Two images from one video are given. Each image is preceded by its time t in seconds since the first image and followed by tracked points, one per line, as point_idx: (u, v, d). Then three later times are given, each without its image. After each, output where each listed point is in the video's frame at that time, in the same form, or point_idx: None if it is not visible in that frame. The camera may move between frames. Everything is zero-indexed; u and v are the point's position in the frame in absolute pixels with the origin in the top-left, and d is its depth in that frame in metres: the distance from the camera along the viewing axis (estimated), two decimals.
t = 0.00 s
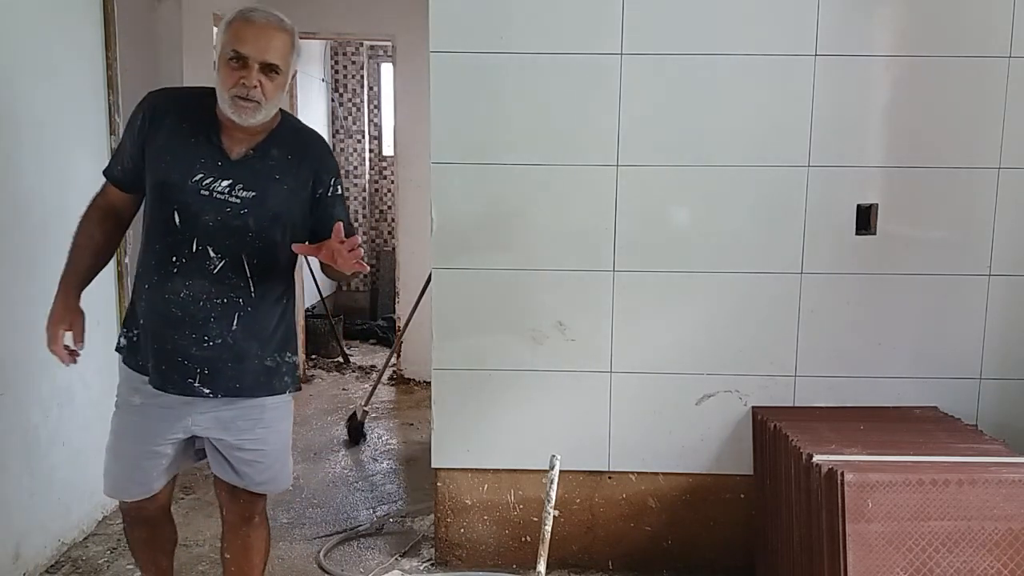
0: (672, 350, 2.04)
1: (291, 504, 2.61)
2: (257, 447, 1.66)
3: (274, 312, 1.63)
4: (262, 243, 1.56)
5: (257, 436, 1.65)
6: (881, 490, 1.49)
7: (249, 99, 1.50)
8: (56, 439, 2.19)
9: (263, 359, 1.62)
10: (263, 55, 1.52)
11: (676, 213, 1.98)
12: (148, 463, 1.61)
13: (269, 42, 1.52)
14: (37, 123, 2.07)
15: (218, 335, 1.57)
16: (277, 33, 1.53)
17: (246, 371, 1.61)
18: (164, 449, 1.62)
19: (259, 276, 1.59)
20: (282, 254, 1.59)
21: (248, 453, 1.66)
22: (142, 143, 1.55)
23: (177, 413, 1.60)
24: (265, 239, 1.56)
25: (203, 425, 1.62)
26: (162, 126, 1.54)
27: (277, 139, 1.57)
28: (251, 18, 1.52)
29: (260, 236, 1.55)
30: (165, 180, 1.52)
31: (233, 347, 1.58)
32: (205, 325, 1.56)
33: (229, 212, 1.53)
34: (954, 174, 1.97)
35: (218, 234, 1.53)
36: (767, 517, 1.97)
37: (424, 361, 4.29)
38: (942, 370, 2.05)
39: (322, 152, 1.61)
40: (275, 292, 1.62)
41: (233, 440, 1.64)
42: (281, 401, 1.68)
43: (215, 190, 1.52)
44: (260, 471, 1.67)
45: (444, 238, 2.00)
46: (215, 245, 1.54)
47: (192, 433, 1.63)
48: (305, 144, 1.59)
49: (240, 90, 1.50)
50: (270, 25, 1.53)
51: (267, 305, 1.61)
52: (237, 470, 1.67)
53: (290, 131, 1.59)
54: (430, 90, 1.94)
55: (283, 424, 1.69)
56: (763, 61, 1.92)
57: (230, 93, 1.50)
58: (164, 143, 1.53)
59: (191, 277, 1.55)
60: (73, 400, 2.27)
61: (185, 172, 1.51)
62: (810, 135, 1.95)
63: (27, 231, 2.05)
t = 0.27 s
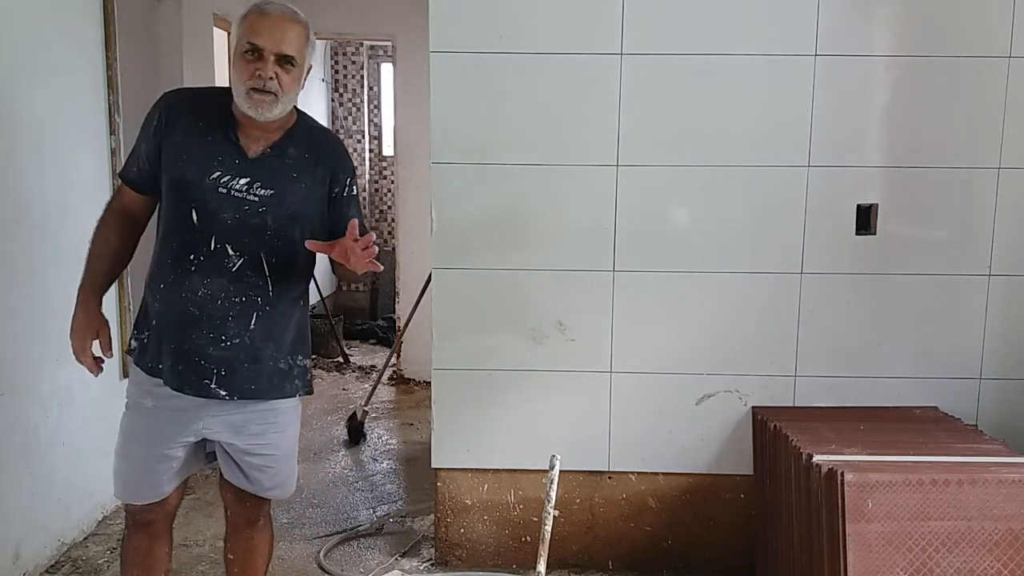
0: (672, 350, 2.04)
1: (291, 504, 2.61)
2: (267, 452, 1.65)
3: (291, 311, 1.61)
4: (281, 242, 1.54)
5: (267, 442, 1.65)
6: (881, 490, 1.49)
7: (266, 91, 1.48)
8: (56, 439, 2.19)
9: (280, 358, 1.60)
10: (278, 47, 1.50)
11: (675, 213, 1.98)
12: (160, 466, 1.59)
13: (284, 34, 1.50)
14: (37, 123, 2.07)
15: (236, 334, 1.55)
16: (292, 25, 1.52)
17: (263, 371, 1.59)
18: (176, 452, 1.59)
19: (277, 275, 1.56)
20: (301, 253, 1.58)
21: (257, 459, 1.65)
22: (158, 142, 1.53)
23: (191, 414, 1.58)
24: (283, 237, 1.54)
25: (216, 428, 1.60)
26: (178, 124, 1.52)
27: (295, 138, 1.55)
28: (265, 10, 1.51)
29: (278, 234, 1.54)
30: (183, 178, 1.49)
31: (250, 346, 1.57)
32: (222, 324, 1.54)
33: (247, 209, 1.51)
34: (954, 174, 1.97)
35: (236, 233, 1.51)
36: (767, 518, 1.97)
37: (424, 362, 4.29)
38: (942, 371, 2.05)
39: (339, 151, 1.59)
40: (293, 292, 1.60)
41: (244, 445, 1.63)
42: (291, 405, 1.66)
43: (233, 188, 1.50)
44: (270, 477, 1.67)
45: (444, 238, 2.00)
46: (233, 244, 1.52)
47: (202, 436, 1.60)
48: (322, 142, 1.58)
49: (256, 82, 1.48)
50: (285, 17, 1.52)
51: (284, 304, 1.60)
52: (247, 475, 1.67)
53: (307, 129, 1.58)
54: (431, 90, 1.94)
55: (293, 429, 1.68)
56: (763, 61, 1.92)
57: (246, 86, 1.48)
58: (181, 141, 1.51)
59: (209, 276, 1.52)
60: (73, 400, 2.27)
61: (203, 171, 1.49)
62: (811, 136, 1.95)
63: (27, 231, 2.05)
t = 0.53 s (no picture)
0: (672, 351, 2.04)
1: (291, 504, 2.61)
2: (278, 455, 1.66)
3: (300, 309, 1.62)
4: (292, 240, 1.54)
5: (276, 444, 1.65)
6: (881, 490, 1.49)
7: (273, 88, 1.48)
8: (56, 439, 2.19)
9: (290, 356, 1.61)
10: (284, 44, 1.51)
11: (676, 213, 1.98)
12: (168, 471, 1.57)
13: (290, 31, 1.50)
14: (38, 123, 2.08)
15: (247, 332, 1.55)
16: (298, 22, 1.52)
17: (275, 370, 1.59)
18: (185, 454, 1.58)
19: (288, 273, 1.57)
20: (310, 251, 1.58)
21: (268, 462, 1.65)
22: (163, 142, 1.52)
23: (201, 415, 1.57)
24: (294, 235, 1.54)
25: (226, 430, 1.60)
26: (184, 124, 1.51)
27: (303, 136, 1.56)
28: (270, 7, 1.52)
29: (289, 232, 1.54)
30: (192, 177, 1.48)
31: (262, 344, 1.56)
32: (234, 323, 1.54)
33: (258, 207, 1.51)
34: (954, 174, 1.97)
35: (248, 231, 1.51)
36: (767, 518, 1.97)
37: (424, 362, 4.29)
38: (942, 370, 2.05)
39: (345, 149, 1.61)
40: (303, 290, 1.61)
41: (254, 447, 1.63)
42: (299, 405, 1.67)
43: (243, 186, 1.50)
44: (278, 479, 1.67)
45: (445, 238, 2.00)
46: (245, 242, 1.51)
47: (212, 440, 1.60)
48: (329, 140, 1.59)
49: (262, 79, 1.48)
50: (290, 13, 1.52)
51: (295, 302, 1.60)
52: (257, 479, 1.66)
53: (313, 128, 1.59)
54: (431, 90, 1.94)
55: (301, 431, 1.69)
56: (763, 61, 1.92)
57: (252, 83, 1.49)
58: (189, 140, 1.50)
59: (220, 275, 1.52)
60: (73, 400, 2.27)
61: (213, 170, 1.49)
62: (811, 136, 1.95)
63: (27, 231, 2.05)
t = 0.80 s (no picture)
0: (672, 351, 2.04)
1: (291, 504, 2.61)
2: (278, 456, 1.66)
3: (305, 311, 1.62)
4: (299, 242, 1.55)
5: (277, 444, 1.65)
6: (881, 490, 1.49)
7: (280, 87, 1.48)
8: (56, 439, 2.19)
9: (294, 358, 1.61)
10: (290, 43, 1.51)
11: (676, 213, 1.98)
12: (169, 472, 1.57)
13: (296, 30, 1.51)
14: (38, 123, 2.08)
15: (253, 335, 1.55)
16: (304, 21, 1.52)
17: (280, 372, 1.59)
18: (186, 456, 1.58)
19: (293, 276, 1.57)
20: (315, 252, 1.59)
21: (268, 463, 1.66)
22: (168, 142, 1.51)
23: (204, 417, 1.57)
24: (300, 237, 1.55)
25: (227, 431, 1.60)
26: (189, 125, 1.51)
27: (309, 138, 1.56)
28: (275, 7, 1.52)
29: (296, 234, 1.54)
30: (199, 179, 1.48)
31: (268, 346, 1.57)
32: (240, 325, 1.54)
33: (265, 209, 1.51)
34: (954, 174, 1.97)
35: (255, 233, 1.51)
36: (767, 518, 1.97)
37: (424, 362, 4.29)
38: (942, 370, 2.05)
39: (349, 151, 1.62)
40: (308, 292, 1.61)
41: (254, 449, 1.63)
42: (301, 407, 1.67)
43: (250, 188, 1.49)
44: (279, 480, 1.68)
45: (445, 238, 2.00)
46: (251, 244, 1.51)
47: (212, 441, 1.60)
48: (334, 142, 1.60)
49: (269, 78, 1.48)
50: (295, 13, 1.52)
51: (299, 304, 1.60)
52: (258, 480, 1.67)
53: (317, 129, 1.59)
54: (431, 89, 1.94)
55: (301, 432, 1.70)
56: (763, 61, 1.92)
57: (259, 82, 1.48)
58: (195, 141, 1.49)
59: (227, 277, 1.51)
60: (73, 400, 2.27)
61: (220, 171, 1.48)
62: (811, 136, 1.95)
63: (27, 230, 2.05)
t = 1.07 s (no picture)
0: (672, 351, 2.04)
1: (291, 505, 2.61)
2: (277, 457, 1.66)
3: (303, 312, 1.62)
4: (298, 243, 1.55)
5: (276, 445, 1.65)
6: (881, 490, 1.49)
7: (288, 93, 1.49)
8: (56, 439, 2.18)
9: (292, 360, 1.61)
10: (296, 47, 1.51)
11: (676, 213, 1.98)
12: (167, 471, 1.57)
13: (302, 34, 1.51)
14: (38, 123, 2.08)
15: (251, 336, 1.55)
16: (309, 25, 1.52)
17: (278, 374, 1.59)
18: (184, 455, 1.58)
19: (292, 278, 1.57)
20: (315, 253, 1.59)
21: (266, 464, 1.65)
22: (168, 142, 1.51)
23: (203, 418, 1.57)
24: (299, 239, 1.55)
25: (225, 432, 1.60)
26: (189, 125, 1.51)
27: (310, 139, 1.56)
28: (282, 9, 1.51)
29: (295, 236, 1.54)
30: (199, 180, 1.48)
31: (266, 348, 1.57)
32: (238, 326, 1.54)
33: (265, 211, 1.51)
34: (954, 174, 1.97)
35: (254, 235, 1.51)
36: (767, 517, 1.96)
37: (424, 362, 4.29)
38: (941, 370, 2.05)
39: (350, 152, 1.62)
40: (307, 293, 1.61)
41: (253, 449, 1.63)
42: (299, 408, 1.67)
43: (250, 190, 1.50)
44: (277, 481, 1.67)
45: (444, 238, 2.00)
46: (251, 246, 1.51)
47: (211, 441, 1.60)
48: (334, 143, 1.59)
49: (277, 83, 1.49)
50: (301, 16, 1.52)
51: (298, 305, 1.60)
52: (256, 481, 1.67)
53: (319, 130, 1.59)
54: (431, 90, 1.94)
55: (300, 433, 1.69)
56: (763, 61, 1.92)
57: (267, 87, 1.49)
58: (195, 141, 1.49)
59: (226, 279, 1.51)
60: (73, 400, 2.27)
61: (220, 173, 1.48)
62: (810, 136, 1.95)
63: (27, 231, 2.05)
